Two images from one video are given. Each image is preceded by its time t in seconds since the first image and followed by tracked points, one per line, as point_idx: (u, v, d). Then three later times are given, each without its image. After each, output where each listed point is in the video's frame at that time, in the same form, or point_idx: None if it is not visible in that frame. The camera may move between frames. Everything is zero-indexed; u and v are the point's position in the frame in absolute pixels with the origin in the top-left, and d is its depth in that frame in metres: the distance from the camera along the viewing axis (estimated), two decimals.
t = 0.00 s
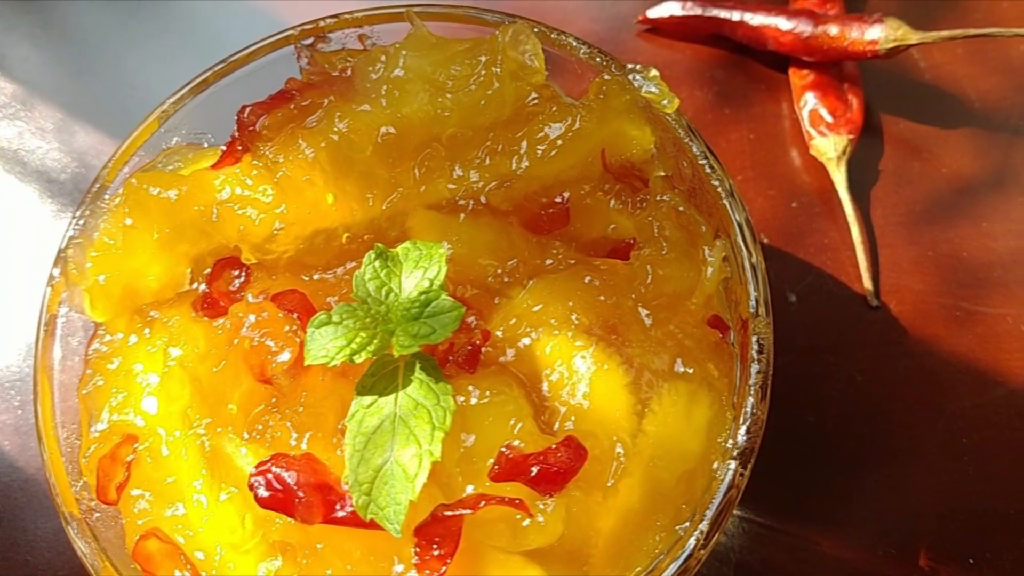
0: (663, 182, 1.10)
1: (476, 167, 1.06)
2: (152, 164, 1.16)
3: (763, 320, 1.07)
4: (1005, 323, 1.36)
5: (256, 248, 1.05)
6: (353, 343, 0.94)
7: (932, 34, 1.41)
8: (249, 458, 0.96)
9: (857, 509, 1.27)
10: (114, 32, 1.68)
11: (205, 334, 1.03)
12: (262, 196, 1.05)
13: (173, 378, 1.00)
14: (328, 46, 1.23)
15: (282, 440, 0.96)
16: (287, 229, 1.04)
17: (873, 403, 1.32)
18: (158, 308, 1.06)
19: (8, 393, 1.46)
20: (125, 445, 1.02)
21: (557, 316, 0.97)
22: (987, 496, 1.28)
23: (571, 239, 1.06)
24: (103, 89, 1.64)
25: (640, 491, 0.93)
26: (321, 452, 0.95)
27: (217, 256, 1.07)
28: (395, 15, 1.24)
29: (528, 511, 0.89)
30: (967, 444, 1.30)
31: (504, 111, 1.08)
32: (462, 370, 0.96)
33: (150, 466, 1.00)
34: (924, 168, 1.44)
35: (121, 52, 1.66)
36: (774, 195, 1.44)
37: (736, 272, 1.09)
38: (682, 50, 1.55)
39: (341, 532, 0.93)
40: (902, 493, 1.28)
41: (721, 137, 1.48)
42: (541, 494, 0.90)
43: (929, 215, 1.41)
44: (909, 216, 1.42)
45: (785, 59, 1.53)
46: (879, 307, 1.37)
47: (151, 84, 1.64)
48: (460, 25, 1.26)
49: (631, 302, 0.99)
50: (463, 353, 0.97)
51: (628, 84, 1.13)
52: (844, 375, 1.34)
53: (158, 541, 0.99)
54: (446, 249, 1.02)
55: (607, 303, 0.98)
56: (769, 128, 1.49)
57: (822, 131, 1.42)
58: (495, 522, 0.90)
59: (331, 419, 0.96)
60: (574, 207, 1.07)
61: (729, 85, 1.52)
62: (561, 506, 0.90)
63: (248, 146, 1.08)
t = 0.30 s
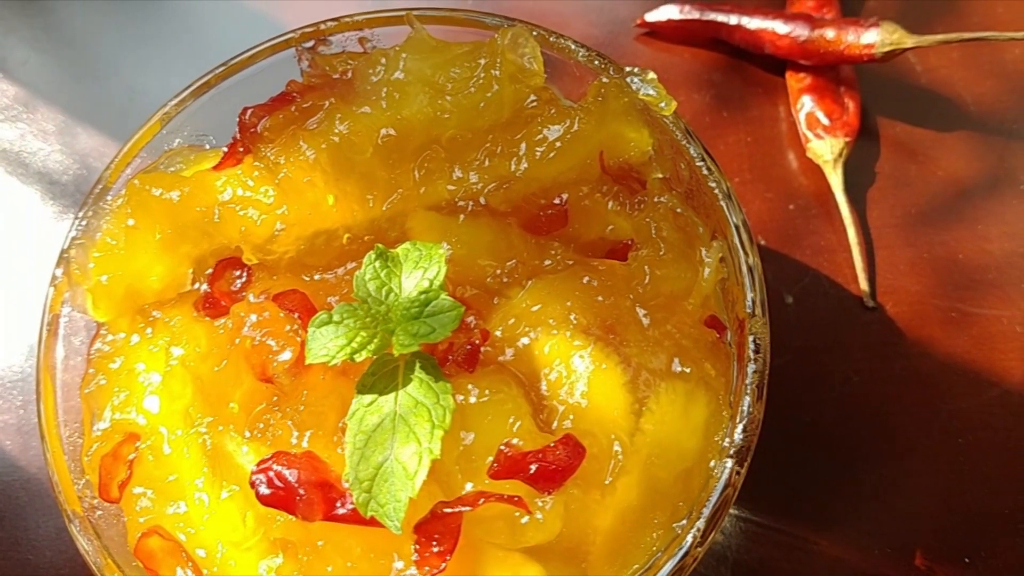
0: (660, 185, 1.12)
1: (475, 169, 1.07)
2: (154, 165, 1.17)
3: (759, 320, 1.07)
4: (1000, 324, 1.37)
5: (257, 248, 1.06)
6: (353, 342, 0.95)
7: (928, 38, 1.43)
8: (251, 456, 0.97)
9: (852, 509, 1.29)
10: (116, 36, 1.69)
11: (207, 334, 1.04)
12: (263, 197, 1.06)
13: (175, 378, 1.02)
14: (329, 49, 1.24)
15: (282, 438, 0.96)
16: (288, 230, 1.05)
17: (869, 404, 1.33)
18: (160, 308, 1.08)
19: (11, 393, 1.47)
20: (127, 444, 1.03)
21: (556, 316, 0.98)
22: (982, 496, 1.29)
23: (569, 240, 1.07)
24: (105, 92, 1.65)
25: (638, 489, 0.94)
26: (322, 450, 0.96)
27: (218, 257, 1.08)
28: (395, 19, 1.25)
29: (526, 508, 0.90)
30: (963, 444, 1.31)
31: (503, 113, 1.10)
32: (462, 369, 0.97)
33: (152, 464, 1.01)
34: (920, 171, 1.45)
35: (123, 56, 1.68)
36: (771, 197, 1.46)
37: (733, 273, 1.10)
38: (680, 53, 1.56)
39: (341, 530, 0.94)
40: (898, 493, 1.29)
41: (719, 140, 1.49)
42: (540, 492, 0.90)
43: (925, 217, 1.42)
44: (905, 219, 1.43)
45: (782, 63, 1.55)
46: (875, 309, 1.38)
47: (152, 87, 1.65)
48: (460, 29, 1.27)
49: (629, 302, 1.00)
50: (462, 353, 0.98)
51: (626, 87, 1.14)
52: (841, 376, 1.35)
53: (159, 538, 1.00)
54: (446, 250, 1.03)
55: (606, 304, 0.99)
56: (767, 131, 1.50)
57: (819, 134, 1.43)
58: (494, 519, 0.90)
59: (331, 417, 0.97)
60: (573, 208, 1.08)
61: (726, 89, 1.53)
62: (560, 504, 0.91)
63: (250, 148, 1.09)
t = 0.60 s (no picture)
0: (651, 188, 1.12)
1: (467, 171, 1.08)
2: (147, 169, 1.17)
3: (748, 322, 1.08)
4: (991, 327, 1.37)
5: (249, 251, 1.06)
6: (344, 344, 0.95)
7: (917, 43, 1.43)
8: (241, 458, 0.97)
9: (843, 511, 1.29)
10: (110, 40, 1.70)
11: (199, 337, 1.04)
12: (254, 200, 1.06)
13: (166, 380, 1.01)
14: (322, 52, 1.23)
15: (273, 441, 0.97)
16: (279, 232, 1.05)
17: (860, 407, 1.33)
18: (152, 311, 1.08)
19: (5, 397, 1.47)
20: (118, 446, 1.04)
21: (546, 318, 0.98)
22: (972, 498, 1.29)
23: (560, 242, 1.08)
24: (99, 96, 1.65)
25: (628, 491, 0.94)
26: (312, 453, 0.96)
27: (210, 260, 1.09)
28: (386, 23, 1.25)
29: (516, 509, 0.90)
30: (954, 447, 1.31)
31: (494, 117, 1.10)
32: (453, 371, 0.97)
33: (143, 466, 1.02)
34: (910, 175, 1.46)
35: (117, 59, 1.68)
36: (762, 201, 1.46)
37: (723, 276, 1.10)
38: (673, 58, 1.56)
39: (332, 532, 0.94)
40: (889, 496, 1.29)
41: (711, 144, 1.49)
42: (530, 493, 0.90)
43: (916, 220, 1.43)
44: (896, 222, 1.43)
45: (774, 67, 1.55)
46: (866, 312, 1.38)
47: (146, 91, 1.66)
48: (452, 33, 1.27)
49: (619, 304, 1.00)
50: (453, 355, 0.98)
51: (617, 90, 1.14)
52: (832, 378, 1.35)
53: (151, 540, 1.01)
54: (437, 253, 1.04)
55: (596, 306, 1.00)
56: (758, 135, 1.51)
57: (809, 138, 1.44)
58: (484, 520, 0.91)
59: (322, 420, 0.97)
60: (564, 211, 1.09)
61: (718, 93, 1.54)
62: (549, 505, 0.91)
63: (242, 151, 1.10)
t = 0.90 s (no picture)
0: (654, 182, 1.12)
1: (470, 166, 1.08)
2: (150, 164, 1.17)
3: (752, 315, 1.08)
4: (992, 321, 1.38)
5: (253, 245, 1.07)
6: (349, 337, 0.95)
7: (918, 38, 1.44)
8: (247, 451, 0.97)
9: (846, 505, 1.29)
10: (112, 37, 1.70)
11: (203, 330, 1.04)
12: (259, 194, 1.06)
13: (171, 374, 1.02)
14: (324, 48, 1.23)
15: (279, 433, 0.97)
16: (284, 226, 1.06)
17: (863, 401, 1.34)
18: (156, 306, 1.08)
19: (8, 393, 1.48)
20: (123, 440, 1.04)
21: (551, 311, 0.99)
22: (976, 491, 1.29)
23: (564, 237, 1.08)
24: (101, 93, 1.66)
25: (633, 482, 0.94)
26: (318, 445, 0.96)
27: (214, 254, 1.08)
28: (389, 18, 1.25)
29: (522, 501, 0.90)
30: (956, 440, 1.31)
31: (497, 112, 1.11)
32: (458, 364, 0.98)
33: (148, 460, 1.02)
34: (911, 170, 1.46)
35: (119, 56, 1.69)
36: (764, 196, 1.47)
37: (726, 270, 1.10)
38: (674, 55, 1.57)
39: (338, 524, 0.94)
40: (892, 489, 1.30)
41: (713, 140, 1.50)
42: (536, 485, 0.90)
43: (917, 215, 1.43)
44: (897, 217, 1.44)
45: (775, 63, 1.56)
46: (868, 306, 1.39)
47: (148, 88, 1.66)
48: (454, 28, 1.28)
49: (623, 297, 1.01)
50: (458, 348, 0.98)
51: (620, 85, 1.14)
52: (834, 373, 1.36)
53: (156, 533, 1.01)
54: (441, 247, 1.05)
55: (600, 299, 1.00)
56: (760, 131, 1.51)
57: (811, 133, 1.44)
58: (490, 511, 0.91)
59: (327, 413, 0.98)
60: (567, 205, 1.09)
61: (719, 90, 1.54)
62: (555, 496, 0.91)
63: (246, 145, 1.10)
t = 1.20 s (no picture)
0: (662, 171, 1.13)
1: (480, 154, 1.09)
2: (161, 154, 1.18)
3: (761, 301, 1.09)
4: (997, 310, 1.38)
5: (265, 233, 1.07)
6: (362, 322, 0.96)
7: (923, 28, 1.44)
8: (261, 436, 0.98)
9: (852, 492, 1.30)
10: (119, 29, 1.71)
11: (216, 317, 1.05)
12: (271, 182, 1.07)
13: (183, 360, 1.03)
14: (334, 38, 1.25)
15: (293, 419, 0.98)
16: (295, 214, 1.07)
17: (869, 389, 1.35)
18: (168, 294, 1.09)
19: (17, 384, 1.49)
20: (136, 427, 1.05)
21: (561, 297, 1.00)
22: (982, 478, 1.30)
23: (573, 224, 1.09)
24: (108, 85, 1.67)
25: (643, 465, 0.95)
26: (331, 430, 0.97)
27: (226, 242, 1.09)
28: (398, 9, 1.26)
29: (534, 483, 0.91)
30: (962, 428, 1.32)
31: (506, 101, 1.11)
32: (469, 350, 0.99)
33: (160, 447, 1.03)
34: (916, 161, 1.47)
35: (125, 48, 1.69)
36: (769, 187, 1.48)
37: (735, 257, 1.11)
38: (679, 47, 1.58)
39: (351, 508, 0.94)
40: (898, 477, 1.30)
41: (718, 132, 1.51)
42: (548, 468, 0.91)
43: (922, 205, 1.44)
44: (902, 207, 1.45)
45: (780, 55, 1.56)
46: (873, 295, 1.40)
47: (155, 79, 1.67)
48: (461, 18, 1.29)
49: (632, 283, 1.02)
50: (469, 333, 0.99)
51: (629, 74, 1.15)
52: (840, 361, 1.37)
53: (169, 519, 1.02)
54: (452, 234, 1.06)
55: (609, 285, 1.01)
56: (765, 122, 1.52)
57: (817, 124, 1.45)
58: (502, 494, 0.92)
59: (340, 398, 0.99)
60: (576, 193, 1.10)
61: (725, 82, 1.55)
62: (567, 479, 0.92)
63: (257, 134, 1.10)
